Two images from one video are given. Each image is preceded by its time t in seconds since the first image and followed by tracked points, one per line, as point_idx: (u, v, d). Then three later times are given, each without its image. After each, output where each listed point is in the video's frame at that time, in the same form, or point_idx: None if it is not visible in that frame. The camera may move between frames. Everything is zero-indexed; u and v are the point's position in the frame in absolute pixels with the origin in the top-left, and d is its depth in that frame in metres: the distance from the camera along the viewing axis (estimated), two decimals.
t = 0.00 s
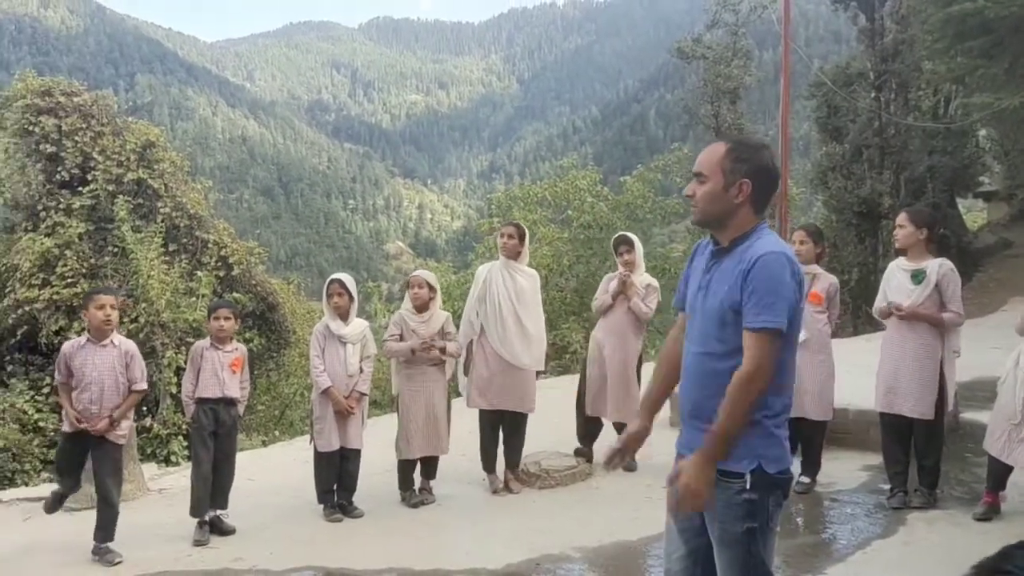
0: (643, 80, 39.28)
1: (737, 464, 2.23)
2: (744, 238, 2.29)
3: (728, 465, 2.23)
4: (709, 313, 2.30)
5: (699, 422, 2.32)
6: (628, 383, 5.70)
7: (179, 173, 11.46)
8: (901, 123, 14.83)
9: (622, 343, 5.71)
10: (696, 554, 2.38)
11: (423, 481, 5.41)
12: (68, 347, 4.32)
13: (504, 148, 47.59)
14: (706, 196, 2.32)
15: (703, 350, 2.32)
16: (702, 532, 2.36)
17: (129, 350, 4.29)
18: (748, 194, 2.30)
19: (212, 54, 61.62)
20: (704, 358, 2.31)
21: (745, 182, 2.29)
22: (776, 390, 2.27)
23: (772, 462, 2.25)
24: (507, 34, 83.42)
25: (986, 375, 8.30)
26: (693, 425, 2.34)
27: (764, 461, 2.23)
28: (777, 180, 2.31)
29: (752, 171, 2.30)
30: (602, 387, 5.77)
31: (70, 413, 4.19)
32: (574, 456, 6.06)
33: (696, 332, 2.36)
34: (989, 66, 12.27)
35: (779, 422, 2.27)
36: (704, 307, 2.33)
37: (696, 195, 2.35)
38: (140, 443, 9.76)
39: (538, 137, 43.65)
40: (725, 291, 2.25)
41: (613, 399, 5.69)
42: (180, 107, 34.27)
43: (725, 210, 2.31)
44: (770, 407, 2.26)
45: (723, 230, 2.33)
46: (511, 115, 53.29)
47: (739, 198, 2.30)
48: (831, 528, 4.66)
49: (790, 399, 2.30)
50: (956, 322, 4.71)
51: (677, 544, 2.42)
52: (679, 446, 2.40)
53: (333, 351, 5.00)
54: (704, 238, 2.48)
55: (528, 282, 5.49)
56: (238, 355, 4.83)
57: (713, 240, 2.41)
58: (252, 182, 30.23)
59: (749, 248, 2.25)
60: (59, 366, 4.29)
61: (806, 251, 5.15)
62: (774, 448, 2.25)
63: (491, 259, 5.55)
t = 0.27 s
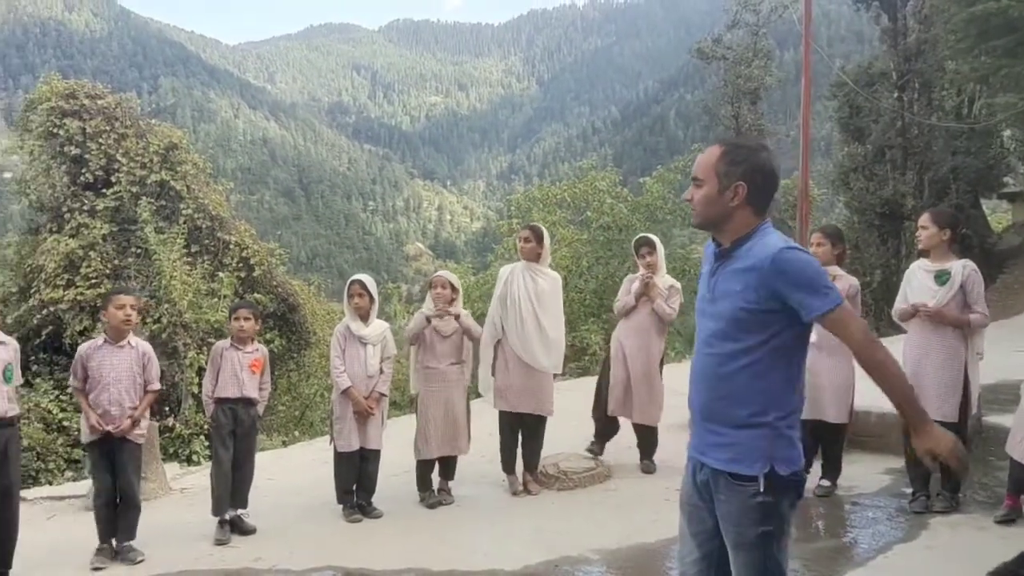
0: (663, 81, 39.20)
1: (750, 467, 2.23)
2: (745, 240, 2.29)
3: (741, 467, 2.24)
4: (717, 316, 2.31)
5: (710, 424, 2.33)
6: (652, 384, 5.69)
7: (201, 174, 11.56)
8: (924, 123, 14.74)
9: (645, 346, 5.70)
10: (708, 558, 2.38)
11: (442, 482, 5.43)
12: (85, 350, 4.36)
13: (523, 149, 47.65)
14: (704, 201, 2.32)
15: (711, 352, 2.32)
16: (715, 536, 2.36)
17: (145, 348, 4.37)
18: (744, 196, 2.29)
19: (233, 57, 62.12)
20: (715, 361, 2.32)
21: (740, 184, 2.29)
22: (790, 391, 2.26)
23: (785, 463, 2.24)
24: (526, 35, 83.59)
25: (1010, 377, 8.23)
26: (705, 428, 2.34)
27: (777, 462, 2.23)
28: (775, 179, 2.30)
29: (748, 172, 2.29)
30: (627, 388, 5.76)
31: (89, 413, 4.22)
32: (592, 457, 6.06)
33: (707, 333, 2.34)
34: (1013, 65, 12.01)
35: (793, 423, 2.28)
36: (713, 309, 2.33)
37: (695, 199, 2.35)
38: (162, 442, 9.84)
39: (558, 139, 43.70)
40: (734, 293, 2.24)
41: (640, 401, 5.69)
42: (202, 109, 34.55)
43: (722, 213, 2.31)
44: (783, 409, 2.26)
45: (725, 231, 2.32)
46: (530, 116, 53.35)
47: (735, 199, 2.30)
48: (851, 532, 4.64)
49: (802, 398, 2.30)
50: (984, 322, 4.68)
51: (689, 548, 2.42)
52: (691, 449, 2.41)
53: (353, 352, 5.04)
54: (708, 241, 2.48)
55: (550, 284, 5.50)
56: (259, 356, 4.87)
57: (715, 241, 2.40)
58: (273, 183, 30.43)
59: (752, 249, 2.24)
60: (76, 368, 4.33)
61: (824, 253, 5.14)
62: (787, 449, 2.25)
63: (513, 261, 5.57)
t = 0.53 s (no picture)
0: (678, 83, 39.10)
1: (762, 470, 2.23)
2: (762, 245, 2.29)
3: (753, 470, 2.24)
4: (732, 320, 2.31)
5: (724, 426, 2.33)
6: (666, 387, 5.69)
7: (216, 177, 11.62)
8: (941, 125, 14.51)
9: (656, 349, 5.70)
10: (721, 559, 2.38)
11: (454, 484, 5.45)
12: (88, 354, 4.24)
13: (537, 152, 47.69)
14: (719, 205, 2.33)
15: (724, 356, 2.33)
16: (727, 538, 2.36)
17: (148, 349, 4.41)
18: (758, 199, 2.29)
19: (249, 60, 62.43)
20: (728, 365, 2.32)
21: (753, 187, 2.28)
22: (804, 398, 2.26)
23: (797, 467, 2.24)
24: (541, 37, 83.64)
25: None
26: (718, 429, 2.35)
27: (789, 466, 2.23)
28: (790, 180, 2.28)
29: (762, 175, 2.28)
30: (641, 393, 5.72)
31: (104, 421, 4.17)
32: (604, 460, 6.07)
33: (723, 337, 2.35)
34: None
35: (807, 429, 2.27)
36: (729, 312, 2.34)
37: (711, 204, 2.35)
38: (177, 443, 9.91)
39: (572, 141, 43.70)
40: (749, 297, 2.25)
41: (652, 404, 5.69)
42: (217, 112, 34.74)
43: (737, 217, 2.31)
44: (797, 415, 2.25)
45: (744, 236, 2.32)
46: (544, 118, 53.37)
47: (750, 204, 2.29)
48: (865, 537, 4.62)
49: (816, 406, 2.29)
50: (1001, 326, 4.64)
51: (702, 550, 2.42)
52: (705, 451, 2.42)
53: (367, 354, 5.06)
54: (727, 245, 2.48)
55: (563, 287, 5.50)
56: (272, 358, 4.90)
57: (735, 245, 2.40)
58: (288, 186, 30.56)
59: (768, 255, 2.24)
60: (81, 375, 4.21)
61: (836, 257, 5.16)
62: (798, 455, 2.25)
63: (525, 265, 5.59)
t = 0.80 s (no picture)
0: (697, 86, 38.99)
1: (779, 472, 2.23)
2: (792, 247, 2.29)
3: (771, 472, 2.24)
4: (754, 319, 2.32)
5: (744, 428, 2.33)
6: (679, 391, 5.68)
7: (237, 180, 11.70)
8: (962, 128, 14.34)
9: (666, 352, 5.68)
10: (741, 564, 2.38)
11: (472, 487, 5.46)
12: (100, 361, 4.26)
13: (555, 155, 47.72)
14: (750, 206, 2.33)
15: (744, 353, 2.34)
16: (748, 542, 2.36)
17: (157, 351, 4.46)
18: (790, 201, 2.29)
19: (269, 65, 62.84)
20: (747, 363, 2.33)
21: (785, 190, 2.28)
22: (823, 402, 2.26)
23: (817, 471, 2.23)
24: (559, 41, 83.70)
25: None
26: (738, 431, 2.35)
27: (806, 469, 2.22)
28: (824, 183, 2.28)
29: (793, 178, 2.28)
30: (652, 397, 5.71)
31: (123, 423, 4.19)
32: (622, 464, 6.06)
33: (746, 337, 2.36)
34: None
35: (828, 434, 2.26)
36: (752, 312, 2.34)
37: (741, 205, 2.35)
38: (198, 445, 9.98)
39: (590, 145, 43.69)
40: (771, 296, 2.26)
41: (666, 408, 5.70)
42: (238, 116, 34.98)
43: (767, 219, 2.31)
44: (815, 419, 2.25)
45: (774, 238, 2.33)
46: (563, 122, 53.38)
47: (782, 207, 2.29)
48: (885, 542, 4.59)
49: (834, 411, 2.28)
50: None
51: (722, 554, 2.42)
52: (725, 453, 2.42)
53: (386, 357, 5.08)
54: (756, 247, 2.49)
55: (580, 290, 5.52)
56: (291, 362, 4.93)
57: (765, 247, 2.40)
58: (307, 189, 30.71)
59: (796, 256, 2.25)
60: (94, 380, 4.23)
61: (857, 261, 5.11)
62: (814, 459, 2.24)
63: (543, 269, 5.61)
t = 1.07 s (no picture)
0: (719, 85, 38.84)
1: (805, 474, 2.22)
2: (815, 250, 2.28)
3: (796, 475, 2.23)
4: (780, 325, 2.31)
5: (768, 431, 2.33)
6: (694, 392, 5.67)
7: (260, 184, 11.79)
8: (988, 125, 14.21)
9: (681, 354, 5.66)
10: (766, 564, 2.37)
11: (495, 488, 5.47)
12: (121, 363, 4.36)
13: (577, 157, 47.71)
14: (771, 212, 2.31)
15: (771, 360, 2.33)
16: (773, 544, 2.35)
17: (181, 352, 4.49)
18: (811, 204, 2.28)
19: (291, 69, 63.25)
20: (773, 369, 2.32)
21: (805, 193, 2.27)
22: (850, 405, 2.25)
23: (843, 474, 2.22)
24: (580, 42, 83.71)
25: None
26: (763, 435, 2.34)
27: (833, 473, 2.21)
28: (842, 184, 2.27)
29: (813, 182, 2.27)
30: (669, 398, 5.70)
31: (142, 424, 4.25)
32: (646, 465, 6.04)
33: (771, 341, 2.35)
34: None
35: (855, 436, 2.25)
36: (777, 318, 2.33)
37: (762, 211, 2.35)
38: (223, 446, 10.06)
39: (611, 145, 43.64)
40: (797, 302, 2.25)
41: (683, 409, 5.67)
42: (261, 120, 35.24)
43: (789, 223, 2.30)
44: (842, 422, 2.24)
45: (796, 242, 2.32)
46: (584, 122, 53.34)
47: (804, 213, 2.28)
48: (912, 543, 4.55)
49: (863, 414, 2.27)
50: None
51: (747, 555, 2.41)
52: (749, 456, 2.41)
53: (409, 358, 5.10)
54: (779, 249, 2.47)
55: (603, 291, 5.51)
56: (314, 363, 4.96)
57: (787, 250, 2.39)
58: (330, 192, 30.87)
59: (820, 260, 2.24)
60: (116, 382, 4.31)
61: (883, 260, 5.07)
62: (844, 462, 2.23)
63: (564, 270, 5.60)
